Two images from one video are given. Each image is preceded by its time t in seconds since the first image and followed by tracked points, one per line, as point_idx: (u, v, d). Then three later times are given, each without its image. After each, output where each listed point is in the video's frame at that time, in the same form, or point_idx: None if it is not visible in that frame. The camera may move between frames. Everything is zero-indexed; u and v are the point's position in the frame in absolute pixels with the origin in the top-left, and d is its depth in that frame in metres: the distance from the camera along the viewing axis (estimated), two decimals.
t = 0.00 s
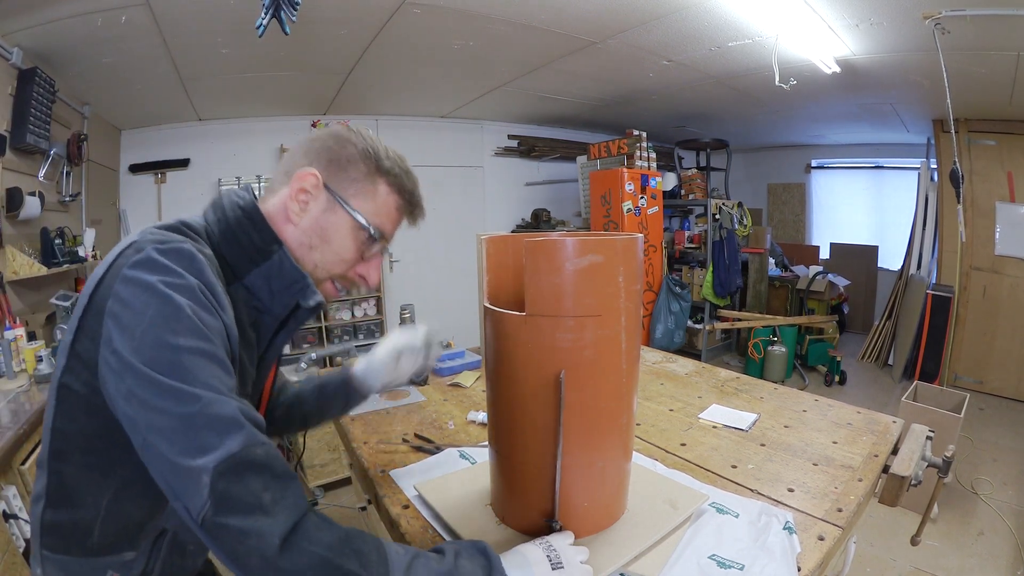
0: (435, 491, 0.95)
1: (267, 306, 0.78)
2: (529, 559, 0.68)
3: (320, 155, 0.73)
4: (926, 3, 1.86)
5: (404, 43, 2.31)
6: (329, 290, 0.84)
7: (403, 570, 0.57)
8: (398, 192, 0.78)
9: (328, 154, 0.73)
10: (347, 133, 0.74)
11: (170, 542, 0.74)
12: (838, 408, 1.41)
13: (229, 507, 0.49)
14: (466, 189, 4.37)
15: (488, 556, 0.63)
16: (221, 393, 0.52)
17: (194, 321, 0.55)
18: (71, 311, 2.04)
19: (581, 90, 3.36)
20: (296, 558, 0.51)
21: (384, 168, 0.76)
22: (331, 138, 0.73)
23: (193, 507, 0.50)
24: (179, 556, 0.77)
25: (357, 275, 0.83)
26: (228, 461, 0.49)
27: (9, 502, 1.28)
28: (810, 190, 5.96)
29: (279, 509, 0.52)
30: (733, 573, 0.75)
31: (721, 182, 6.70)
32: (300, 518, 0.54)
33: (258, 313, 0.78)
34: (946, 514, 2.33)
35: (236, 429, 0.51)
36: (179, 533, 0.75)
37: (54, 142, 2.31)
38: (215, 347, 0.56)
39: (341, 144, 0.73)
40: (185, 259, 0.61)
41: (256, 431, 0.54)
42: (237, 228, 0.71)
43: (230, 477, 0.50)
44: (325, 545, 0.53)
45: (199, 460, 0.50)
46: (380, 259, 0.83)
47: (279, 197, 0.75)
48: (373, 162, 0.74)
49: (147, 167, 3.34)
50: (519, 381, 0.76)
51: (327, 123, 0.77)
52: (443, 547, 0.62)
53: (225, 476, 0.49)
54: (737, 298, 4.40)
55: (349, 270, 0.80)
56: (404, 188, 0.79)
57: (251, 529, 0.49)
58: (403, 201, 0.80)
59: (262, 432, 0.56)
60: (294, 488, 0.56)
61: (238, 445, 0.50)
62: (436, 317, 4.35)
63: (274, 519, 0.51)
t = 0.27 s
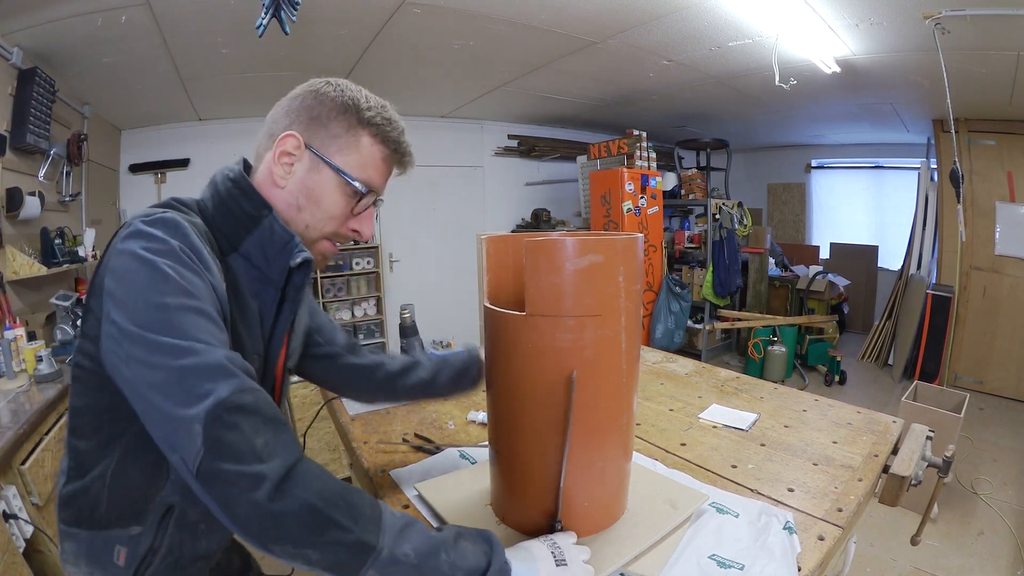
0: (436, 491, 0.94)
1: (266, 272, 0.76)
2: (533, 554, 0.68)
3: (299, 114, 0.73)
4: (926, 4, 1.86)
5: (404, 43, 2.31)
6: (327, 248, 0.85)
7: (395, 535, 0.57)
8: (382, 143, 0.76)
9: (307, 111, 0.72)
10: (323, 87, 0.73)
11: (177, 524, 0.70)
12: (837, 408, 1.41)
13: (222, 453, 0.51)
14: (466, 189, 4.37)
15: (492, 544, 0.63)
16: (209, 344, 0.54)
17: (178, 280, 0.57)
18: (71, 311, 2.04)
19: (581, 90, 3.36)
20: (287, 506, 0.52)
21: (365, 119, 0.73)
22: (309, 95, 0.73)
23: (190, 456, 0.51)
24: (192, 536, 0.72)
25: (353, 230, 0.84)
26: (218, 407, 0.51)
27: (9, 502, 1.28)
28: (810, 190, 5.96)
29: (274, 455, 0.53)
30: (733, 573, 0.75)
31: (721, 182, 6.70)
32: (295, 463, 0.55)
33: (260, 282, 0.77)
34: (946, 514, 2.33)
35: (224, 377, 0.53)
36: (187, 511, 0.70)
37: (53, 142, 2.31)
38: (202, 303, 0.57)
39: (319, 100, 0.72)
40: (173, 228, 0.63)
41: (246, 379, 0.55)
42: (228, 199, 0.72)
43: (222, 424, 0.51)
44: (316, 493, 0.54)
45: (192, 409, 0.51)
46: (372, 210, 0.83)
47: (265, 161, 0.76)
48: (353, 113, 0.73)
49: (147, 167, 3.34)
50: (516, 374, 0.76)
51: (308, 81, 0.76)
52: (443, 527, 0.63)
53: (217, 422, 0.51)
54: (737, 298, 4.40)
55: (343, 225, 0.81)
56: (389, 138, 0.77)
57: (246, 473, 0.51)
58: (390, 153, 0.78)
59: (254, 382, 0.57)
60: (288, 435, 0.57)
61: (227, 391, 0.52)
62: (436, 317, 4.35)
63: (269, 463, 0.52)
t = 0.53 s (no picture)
0: (436, 491, 0.94)
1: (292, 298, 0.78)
2: (532, 554, 0.69)
3: (323, 148, 0.73)
4: (925, 3, 1.86)
5: (404, 43, 2.31)
6: (362, 280, 0.84)
7: (394, 546, 0.58)
8: (409, 171, 0.75)
9: (330, 145, 0.72)
10: (345, 119, 0.73)
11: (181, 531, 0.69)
12: (838, 408, 1.41)
13: (227, 460, 0.51)
14: (466, 188, 4.37)
15: (489, 548, 0.64)
16: (221, 353, 0.55)
17: (194, 291, 0.58)
18: (71, 311, 2.04)
19: (581, 90, 3.36)
20: (286, 518, 0.52)
21: (389, 148, 0.73)
22: (331, 129, 0.73)
23: (194, 461, 0.51)
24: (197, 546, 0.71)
25: (386, 260, 0.83)
26: (224, 415, 0.51)
27: (9, 502, 1.28)
28: (810, 190, 5.96)
29: (275, 467, 0.53)
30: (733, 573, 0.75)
31: (721, 182, 6.70)
32: (295, 477, 0.55)
33: (287, 309, 0.78)
34: (946, 514, 2.33)
35: (235, 386, 0.53)
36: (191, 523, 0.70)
37: (53, 142, 2.31)
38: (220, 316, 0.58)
39: (340, 131, 0.72)
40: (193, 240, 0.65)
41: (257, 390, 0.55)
42: (258, 227, 0.74)
43: (228, 433, 0.51)
44: (314, 507, 0.54)
45: (200, 415, 0.51)
46: (405, 238, 0.82)
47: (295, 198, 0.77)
48: (376, 143, 0.72)
49: (147, 167, 3.35)
50: (516, 378, 0.76)
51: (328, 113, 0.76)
52: (442, 533, 0.64)
53: (222, 430, 0.51)
54: (737, 298, 4.40)
55: (376, 256, 0.81)
56: (414, 165, 0.76)
57: (246, 481, 0.51)
58: (417, 179, 0.77)
59: (264, 393, 0.57)
60: (291, 448, 0.56)
61: (237, 400, 0.52)
62: (436, 317, 4.35)
63: (269, 475, 0.52)
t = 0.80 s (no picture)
0: (436, 492, 0.95)
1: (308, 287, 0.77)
2: (533, 553, 0.69)
3: (330, 137, 0.73)
4: (925, 4, 1.86)
5: (404, 43, 2.31)
6: (377, 268, 0.84)
7: (398, 543, 0.58)
8: (413, 154, 0.75)
9: (336, 132, 0.73)
10: (350, 106, 0.73)
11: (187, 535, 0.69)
12: (838, 408, 1.41)
13: (233, 449, 0.51)
14: (466, 189, 4.37)
15: (492, 543, 0.64)
16: (231, 340, 0.54)
17: (204, 278, 0.58)
18: (71, 311, 2.05)
19: (581, 91, 3.36)
20: (292, 508, 0.53)
21: (393, 132, 0.72)
22: (336, 118, 0.73)
23: (201, 449, 0.52)
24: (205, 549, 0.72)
25: (397, 247, 0.82)
26: (232, 404, 0.51)
27: (8, 502, 1.28)
28: (810, 190, 5.96)
29: (279, 459, 0.53)
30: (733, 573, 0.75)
31: (721, 182, 6.70)
32: (299, 469, 0.55)
33: (302, 296, 0.77)
34: (946, 514, 2.33)
35: (243, 376, 0.53)
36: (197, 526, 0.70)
37: (54, 142, 2.31)
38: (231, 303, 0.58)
39: (346, 120, 0.72)
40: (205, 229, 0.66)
41: (265, 380, 0.55)
42: (271, 218, 0.74)
43: (233, 422, 0.51)
44: (320, 499, 0.54)
45: (206, 405, 0.52)
46: (414, 223, 0.82)
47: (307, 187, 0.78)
48: (379, 128, 0.72)
49: (147, 167, 3.35)
50: (517, 377, 0.76)
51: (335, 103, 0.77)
52: (446, 529, 0.64)
53: (228, 419, 0.51)
54: (737, 298, 4.40)
55: (387, 242, 0.80)
56: (420, 148, 0.75)
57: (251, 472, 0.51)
58: (424, 162, 0.76)
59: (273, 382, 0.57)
60: (297, 440, 0.57)
61: (243, 390, 0.52)
62: (436, 317, 4.35)
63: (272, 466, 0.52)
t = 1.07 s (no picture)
0: (436, 492, 0.95)
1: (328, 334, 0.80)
2: (534, 555, 0.69)
3: (361, 202, 0.76)
4: (925, 3, 1.86)
5: (403, 43, 2.31)
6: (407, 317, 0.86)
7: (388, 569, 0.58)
8: (441, 210, 0.81)
9: (370, 199, 0.76)
10: (375, 171, 0.76)
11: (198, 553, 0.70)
12: (838, 408, 1.41)
13: (233, 495, 0.53)
14: (466, 189, 4.37)
15: (487, 549, 0.65)
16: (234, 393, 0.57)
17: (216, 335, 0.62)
18: (71, 311, 2.05)
19: (581, 91, 3.36)
20: (278, 550, 0.54)
21: (424, 193, 0.78)
22: (364, 182, 0.76)
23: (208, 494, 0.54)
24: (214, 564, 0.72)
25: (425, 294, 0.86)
26: (232, 452, 0.53)
27: (9, 502, 1.28)
28: (810, 190, 5.97)
29: (277, 503, 0.54)
30: (733, 573, 0.75)
31: (721, 182, 6.70)
32: (296, 511, 0.56)
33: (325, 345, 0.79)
34: (946, 514, 2.33)
35: (242, 427, 0.55)
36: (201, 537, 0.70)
37: (53, 142, 2.31)
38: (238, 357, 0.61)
39: (375, 183, 0.76)
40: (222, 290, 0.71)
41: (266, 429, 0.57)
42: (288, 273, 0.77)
43: (233, 470, 0.53)
44: (310, 539, 0.55)
45: (211, 454, 0.54)
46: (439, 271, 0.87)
47: (337, 254, 0.79)
48: (412, 189, 0.77)
49: (147, 167, 3.35)
50: (517, 380, 0.76)
51: (349, 167, 0.79)
52: (439, 543, 0.64)
53: (229, 467, 0.53)
54: (737, 298, 4.40)
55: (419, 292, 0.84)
56: (445, 203, 0.82)
57: (249, 517, 0.53)
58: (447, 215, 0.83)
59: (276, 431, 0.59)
60: (298, 485, 0.57)
61: (241, 440, 0.54)
62: (436, 317, 4.35)
63: (269, 511, 0.53)
